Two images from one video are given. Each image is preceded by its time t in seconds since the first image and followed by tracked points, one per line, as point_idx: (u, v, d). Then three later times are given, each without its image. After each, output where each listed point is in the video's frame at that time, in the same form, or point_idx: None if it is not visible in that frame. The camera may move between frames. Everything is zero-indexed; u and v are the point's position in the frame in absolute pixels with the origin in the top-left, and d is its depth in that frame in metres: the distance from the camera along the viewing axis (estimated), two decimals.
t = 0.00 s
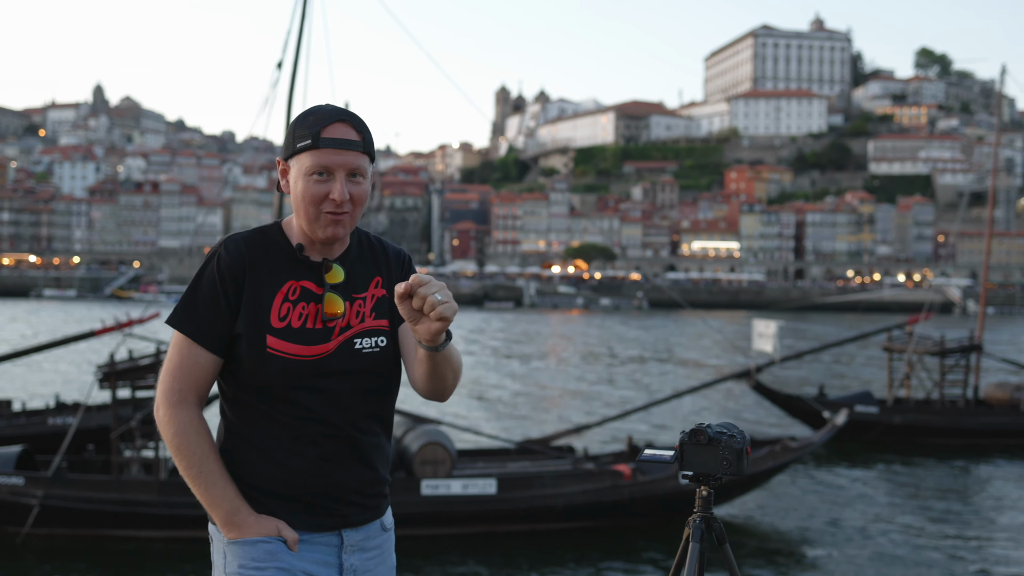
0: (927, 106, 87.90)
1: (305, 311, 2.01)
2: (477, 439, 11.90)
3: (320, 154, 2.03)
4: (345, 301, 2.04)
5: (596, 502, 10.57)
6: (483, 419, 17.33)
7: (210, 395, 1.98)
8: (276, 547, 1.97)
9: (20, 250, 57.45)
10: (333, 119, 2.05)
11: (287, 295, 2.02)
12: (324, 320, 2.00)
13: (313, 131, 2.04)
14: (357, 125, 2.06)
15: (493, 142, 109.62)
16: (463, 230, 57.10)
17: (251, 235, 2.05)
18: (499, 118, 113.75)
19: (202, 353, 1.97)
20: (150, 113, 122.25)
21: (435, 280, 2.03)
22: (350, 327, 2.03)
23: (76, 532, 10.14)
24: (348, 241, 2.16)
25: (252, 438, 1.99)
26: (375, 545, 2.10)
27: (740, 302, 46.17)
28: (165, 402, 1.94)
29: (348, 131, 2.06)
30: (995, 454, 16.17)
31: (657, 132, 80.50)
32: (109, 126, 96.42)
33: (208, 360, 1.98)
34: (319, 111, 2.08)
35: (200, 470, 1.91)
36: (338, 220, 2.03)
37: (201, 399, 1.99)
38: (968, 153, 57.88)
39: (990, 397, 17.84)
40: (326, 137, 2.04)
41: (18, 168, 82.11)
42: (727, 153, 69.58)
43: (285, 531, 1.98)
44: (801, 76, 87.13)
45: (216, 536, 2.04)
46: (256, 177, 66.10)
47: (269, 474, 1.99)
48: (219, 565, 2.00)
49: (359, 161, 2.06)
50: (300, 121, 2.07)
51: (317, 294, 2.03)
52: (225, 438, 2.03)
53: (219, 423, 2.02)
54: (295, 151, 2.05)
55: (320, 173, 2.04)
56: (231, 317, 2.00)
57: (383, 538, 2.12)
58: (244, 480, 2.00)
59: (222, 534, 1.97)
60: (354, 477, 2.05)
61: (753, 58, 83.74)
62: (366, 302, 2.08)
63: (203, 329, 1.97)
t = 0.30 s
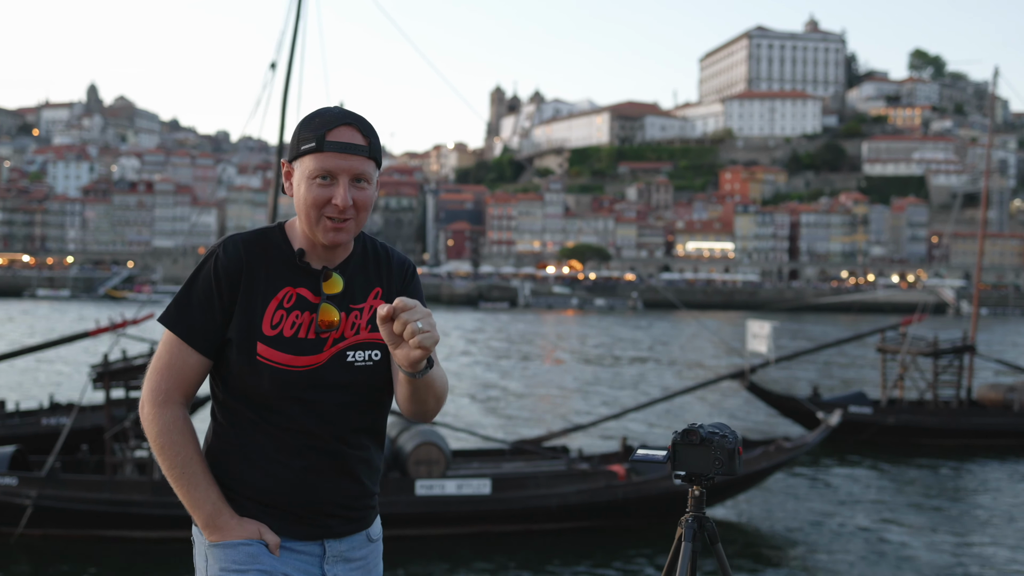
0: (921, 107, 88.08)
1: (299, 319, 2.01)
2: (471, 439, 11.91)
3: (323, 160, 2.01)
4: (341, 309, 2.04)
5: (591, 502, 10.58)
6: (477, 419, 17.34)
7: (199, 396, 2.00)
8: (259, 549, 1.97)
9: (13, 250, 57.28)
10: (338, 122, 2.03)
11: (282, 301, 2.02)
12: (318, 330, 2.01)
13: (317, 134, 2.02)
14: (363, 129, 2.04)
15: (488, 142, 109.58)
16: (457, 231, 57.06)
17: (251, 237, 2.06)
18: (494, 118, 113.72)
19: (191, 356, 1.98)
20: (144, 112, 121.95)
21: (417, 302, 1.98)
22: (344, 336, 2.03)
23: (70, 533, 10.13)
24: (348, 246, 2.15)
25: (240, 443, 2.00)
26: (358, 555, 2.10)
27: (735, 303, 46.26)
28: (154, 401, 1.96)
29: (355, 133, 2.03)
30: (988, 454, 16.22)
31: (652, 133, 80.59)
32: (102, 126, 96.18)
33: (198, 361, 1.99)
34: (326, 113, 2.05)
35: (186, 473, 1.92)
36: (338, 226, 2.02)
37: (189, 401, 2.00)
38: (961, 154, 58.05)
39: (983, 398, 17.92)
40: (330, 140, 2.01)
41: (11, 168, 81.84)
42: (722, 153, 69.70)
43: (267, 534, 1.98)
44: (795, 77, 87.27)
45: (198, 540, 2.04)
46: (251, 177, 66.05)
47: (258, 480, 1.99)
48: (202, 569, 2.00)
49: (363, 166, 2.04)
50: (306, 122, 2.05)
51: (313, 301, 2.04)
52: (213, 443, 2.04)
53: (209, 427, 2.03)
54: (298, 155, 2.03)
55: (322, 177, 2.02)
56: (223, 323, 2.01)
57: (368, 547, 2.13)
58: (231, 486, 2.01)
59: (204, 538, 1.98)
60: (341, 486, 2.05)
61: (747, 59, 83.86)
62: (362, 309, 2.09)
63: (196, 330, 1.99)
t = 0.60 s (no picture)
0: (918, 108, 88.18)
1: (303, 329, 2.02)
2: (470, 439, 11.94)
3: (327, 163, 2.01)
4: (343, 319, 2.05)
5: (589, 503, 10.61)
6: (474, 419, 17.36)
7: (199, 401, 2.00)
8: (263, 556, 1.97)
9: (9, 250, 57.23)
10: (342, 125, 2.03)
11: (285, 310, 2.03)
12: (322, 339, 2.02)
13: (322, 137, 2.02)
14: (368, 132, 2.04)
15: (486, 142, 109.55)
16: (455, 231, 56.99)
17: (251, 244, 2.06)
18: (492, 118, 113.65)
19: (194, 362, 1.99)
20: (141, 112, 121.83)
21: (394, 318, 1.94)
22: (347, 346, 2.04)
23: (67, 532, 10.14)
24: (350, 252, 2.16)
25: (242, 451, 2.02)
26: (359, 561, 2.12)
27: (732, 304, 46.29)
28: (153, 408, 1.96)
29: (358, 137, 2.03)
30: (986, 455, 16.25)
31: (650, 133, 80.51)
32: (99, 125, 96.01)
33: (199, 369, 2.00)
34: (330, 116, 2.05)
35: (187, 479, 1.92)
36: (342, 231, 2.02)
37: (189, 405, 2.01)
38: (958, 156, 58.09)
39: (980, 399, 17.98)
40: (333, 145, 2.02)
41: (8, 168, 81.75)
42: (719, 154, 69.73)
43: (271, 540, 1.98)
44: (793, 78, 87.35)
45: (200, 546, 2.05)
46: (248, 177, 66.02)
47: (262, 488, 2.01)
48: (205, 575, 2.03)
49: (367, 171, 2.04)
50: (309, 125, 2.05)
51: (316, 310, 2.04)
52: (215, 446, 2.05)
53: (211, 434, 2.03)
54: (301, 159, 2.03)
55: (325, 182, 2.02)
56: (225, 331, 2.02)
57: (370, 554, 2.14)
58: (233, 490, 2.02)
59: (207, 543, 1.98)
60: (342, 494, 2.06)
61: (745, 59, 83.92)
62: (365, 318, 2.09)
63: (195, 339, 1.99)
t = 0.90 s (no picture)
0: (917, 109, 88.31)
1: (307, 334, 2.03)
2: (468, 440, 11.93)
3: (325, 166, 2.02)
4: (347, 319, 2.06)
5: (587, 503, 10.62)
6: (473, 420, 17.38)
7: (204, 403, 2.00)
8: (276, 557, 2.00)
9: (7, 251, 57.19)
10: (341, 127, 2.04)
11: (289, 315, 2.04)
12: (325, 343, 2.03)
13: (320, 139, 2.03)
14: (366, 133, 2.05)
15: (484, 143, 109.57)
16: (454, 231, 56.90)
17: (252, 246, 2.06)
18: (491, 119, 113.60)
19: (197, 367, 2.00)
20: (140, 113, 121.64)
21: (383, 329, 1.94)
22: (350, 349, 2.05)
23: (65, 532, 10.14)
24: (352, 256, 2.16)
25: (250, 454, 2.03)
26: (366, 561, 2.14)
27: (730, 304, 46.35)
28: (156, 413, 1.97)
29: (356, 139, 2.04)
30: (984, 455, 16.26)
31: (648, 134, 80.52)
32: (97, 126, 95.92)
33: (202, 374, 2.01)
34: (328, 117, 2.05)
35: (195, 484, 1.94)
36: (341, 234, 2.03)
37: (194, 408, 2.01)
38: (956, 157, 58.17)
39: (978, 399, 18.03)
40: (332, 145, 2.03)
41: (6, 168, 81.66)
42: (718, 154, 69.81)
43: (283, 541, 2.00)
44: (791, 79, 87.46)
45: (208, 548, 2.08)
46: (247, 178, 66.03)
47: (269, 491, 2.03)
48: None
49: (367, 172, 2.05)
50: (307, 127, 2.06)
51: (321, 313, 2.05)
52: (222, 453, 2.06)
53: (219, 436, 2.05)
54: (300, 160, 2.04)
55: (324, 183, 2.03)
56: (229, 335, 2.03)
57: (376, 552, 2.17)
58: (241, 493, 2.03)
59: (217, 546, 2.00)
60: (350, 496, 2.08)
61: (743, 60, 83.99)
62: (369, 319, 2.12)
63: (197, 345, 2.00)
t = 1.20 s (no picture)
0: (914, 111, 88.43)
1: (311, 326, 2.04)
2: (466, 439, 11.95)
3: (331, 166, 2.03)
4: (350, 311, 2.07)
5: (586, 504, 10.63)
6: (471, 421, 17.39)
7: (208, 396, 2.02)
8: (276, 551, 2.01)
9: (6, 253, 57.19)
10: (347, 126, 2.05)
11: (293, 307, 2.05)
12: (329, 336, 2.04)
13: (327, 139, 2.04)
14: (373, 135, 2.07)
15: (483, 144, 109.64)
16: (452, 233, 56.87)
17: (256, 240, 2.07)
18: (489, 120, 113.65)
19: (203, 359, 2.02)
20: (137, 114, 121.59)
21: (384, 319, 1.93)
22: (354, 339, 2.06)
23: (63, 533, 10.14)
24: (353, 252, 2.17)
25: (253, 445, 2.05)
26: (365, 553, 2.15)
27: (729, 306, 46.41)
28: (164, 404, 1.99)
29: (363, 139, 2.05)
30: (982, 456, 16.29)
31: (646, 135, 80.55)
32: (96, 127, 95.91)
33: (207, 366, 2.02)
34: (333, 117, 2.06)
35: (202, 477, 1.96)
36: (345, 233, 2.04)
37: (201, 401, 2.04)
38: (953, 159, 58.27)
39: (975, 400, 18.06)
40: (340, 146, 2.03)
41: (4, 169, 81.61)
42: (716, 156, 69.94)
43: (284, 534, 2.02)
44: (789, 81, 87.60)
45: (211, 540, 2.10)
46: (245, 180, 66.07)
47: (271, 482, 2.04)
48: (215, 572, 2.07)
49: (371, 173, 2.06)
50: (314, 127, 2.07)
51: (323, 306, 2.07)
52: (226, 441, 2.08)
53: (223, 427, 2.07)
54: (306, 158, 2.05)
55: (330, 184, 2.03)
56: (235, 326, 2.03)
57: (375, 545, 2.18)
58: (244, 481, 2.05)
59: (219, 536, 2.02)
60: (350, 487, 2.09)
61: (741, 62, 84.10)
62: (371, 312, 2.13)
63: (203, 337, 2.01)
